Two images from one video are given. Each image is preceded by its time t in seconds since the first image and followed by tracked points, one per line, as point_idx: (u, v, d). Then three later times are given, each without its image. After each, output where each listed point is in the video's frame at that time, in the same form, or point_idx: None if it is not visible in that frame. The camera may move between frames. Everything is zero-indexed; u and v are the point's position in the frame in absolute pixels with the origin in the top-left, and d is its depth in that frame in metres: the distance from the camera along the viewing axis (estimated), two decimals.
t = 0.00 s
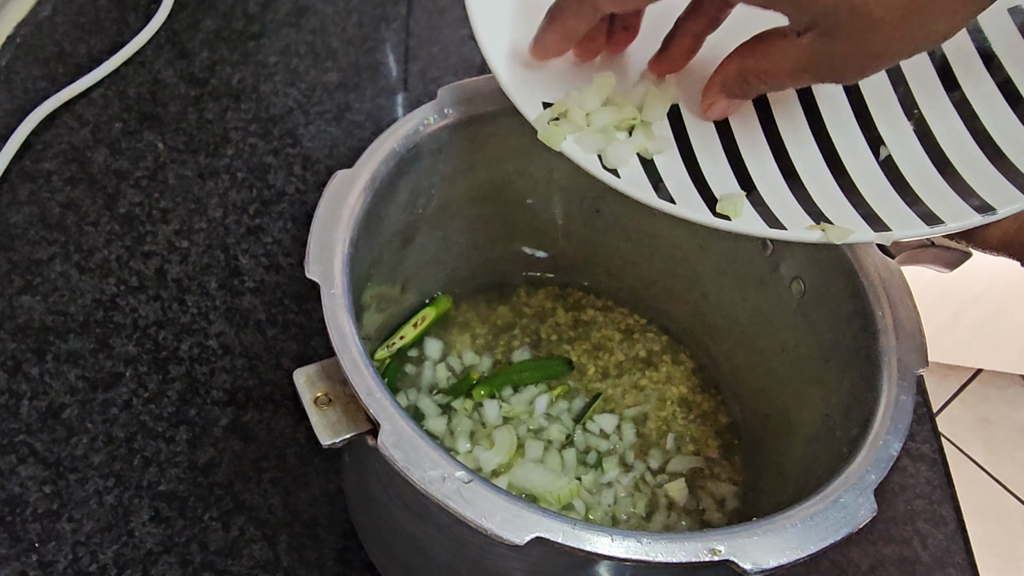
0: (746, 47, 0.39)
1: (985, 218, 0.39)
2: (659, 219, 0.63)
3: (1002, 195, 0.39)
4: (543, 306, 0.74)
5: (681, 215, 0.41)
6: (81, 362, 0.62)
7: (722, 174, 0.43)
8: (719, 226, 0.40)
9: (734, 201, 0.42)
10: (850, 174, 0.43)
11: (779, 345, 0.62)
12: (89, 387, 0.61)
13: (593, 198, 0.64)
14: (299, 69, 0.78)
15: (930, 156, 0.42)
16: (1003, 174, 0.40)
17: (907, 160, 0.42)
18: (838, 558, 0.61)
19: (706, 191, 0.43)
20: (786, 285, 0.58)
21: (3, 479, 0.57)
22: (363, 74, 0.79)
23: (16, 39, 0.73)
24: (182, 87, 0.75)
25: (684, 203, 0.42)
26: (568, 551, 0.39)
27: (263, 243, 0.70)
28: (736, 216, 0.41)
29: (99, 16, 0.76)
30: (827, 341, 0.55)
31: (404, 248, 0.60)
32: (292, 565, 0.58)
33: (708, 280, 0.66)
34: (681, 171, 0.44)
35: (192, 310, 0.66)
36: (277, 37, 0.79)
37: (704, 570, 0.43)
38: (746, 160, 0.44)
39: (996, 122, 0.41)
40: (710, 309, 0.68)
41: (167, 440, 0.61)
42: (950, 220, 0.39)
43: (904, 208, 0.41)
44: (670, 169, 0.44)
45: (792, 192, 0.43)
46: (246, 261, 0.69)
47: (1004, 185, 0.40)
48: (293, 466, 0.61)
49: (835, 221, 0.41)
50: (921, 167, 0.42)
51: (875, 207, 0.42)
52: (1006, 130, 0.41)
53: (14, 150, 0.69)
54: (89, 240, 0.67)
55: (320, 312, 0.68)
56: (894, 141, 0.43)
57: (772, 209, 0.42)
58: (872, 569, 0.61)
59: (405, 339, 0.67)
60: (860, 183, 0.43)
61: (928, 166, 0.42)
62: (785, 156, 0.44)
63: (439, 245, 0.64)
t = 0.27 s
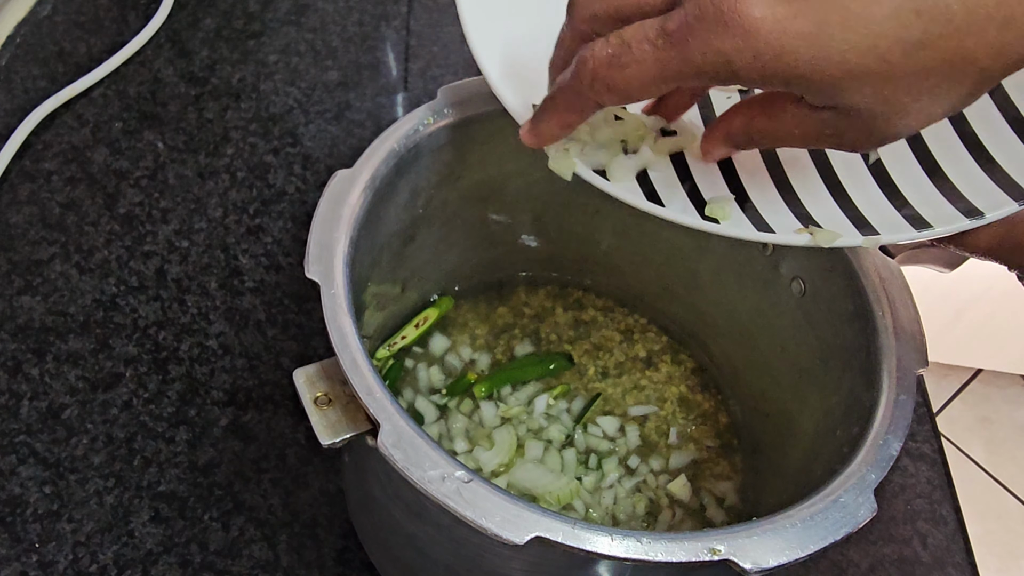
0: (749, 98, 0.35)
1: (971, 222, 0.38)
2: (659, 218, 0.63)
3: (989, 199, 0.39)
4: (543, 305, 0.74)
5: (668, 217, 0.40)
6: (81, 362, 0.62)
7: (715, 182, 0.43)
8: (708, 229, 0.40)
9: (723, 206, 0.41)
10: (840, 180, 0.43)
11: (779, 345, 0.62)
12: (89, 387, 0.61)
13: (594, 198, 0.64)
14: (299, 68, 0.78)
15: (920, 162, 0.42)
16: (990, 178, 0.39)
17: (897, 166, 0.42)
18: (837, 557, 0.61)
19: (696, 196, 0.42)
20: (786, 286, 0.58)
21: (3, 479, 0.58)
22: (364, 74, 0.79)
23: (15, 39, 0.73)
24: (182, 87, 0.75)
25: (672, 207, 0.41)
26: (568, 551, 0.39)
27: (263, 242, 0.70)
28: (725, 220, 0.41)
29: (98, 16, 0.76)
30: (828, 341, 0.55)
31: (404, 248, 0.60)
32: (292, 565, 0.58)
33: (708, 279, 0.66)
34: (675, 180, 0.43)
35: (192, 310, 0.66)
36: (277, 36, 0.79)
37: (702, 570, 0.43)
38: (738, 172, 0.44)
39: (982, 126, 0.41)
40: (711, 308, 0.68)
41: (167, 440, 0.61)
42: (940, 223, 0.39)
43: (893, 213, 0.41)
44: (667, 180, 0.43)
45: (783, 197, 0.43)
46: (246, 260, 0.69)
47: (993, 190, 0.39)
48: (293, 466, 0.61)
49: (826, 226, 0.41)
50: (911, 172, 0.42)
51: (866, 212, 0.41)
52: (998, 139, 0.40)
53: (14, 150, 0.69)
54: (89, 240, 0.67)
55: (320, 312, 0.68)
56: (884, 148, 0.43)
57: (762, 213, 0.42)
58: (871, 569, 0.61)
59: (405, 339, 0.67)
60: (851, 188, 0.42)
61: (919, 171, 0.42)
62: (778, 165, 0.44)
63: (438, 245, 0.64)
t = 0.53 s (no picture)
0: (845, 164, 0.35)
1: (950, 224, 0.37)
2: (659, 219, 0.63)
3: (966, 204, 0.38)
4: (543, 305, 0.74)
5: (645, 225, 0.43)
6: (81, 362, 0.62)
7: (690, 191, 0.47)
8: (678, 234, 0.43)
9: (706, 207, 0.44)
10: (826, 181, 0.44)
11: (779, 345, 0.62)
12: (89, 387, 0.61)
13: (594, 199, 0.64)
14: (299, 68, 0.78)
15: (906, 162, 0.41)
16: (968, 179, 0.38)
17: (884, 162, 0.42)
18: (837, 557, 0.61)
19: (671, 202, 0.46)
20: (785, 285, 0.58)
21: (3, 479, 0.58)
22: (364, 73, 0.79)
23: (15, 39, 0.73)
24: (182, 87, 0.75)
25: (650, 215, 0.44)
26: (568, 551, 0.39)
27: (263, 242, 0.70)
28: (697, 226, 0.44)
29: (98, 16, 0.76)
30: (827, 340, 0.55)
31: (404, 248, 0.60)
32: (292, 565, 0.58)
33: (708, 278, 0.66)
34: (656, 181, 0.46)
35: (192, 310, 0.66)
36: (277, 36, 0.79)
37: (703, 570, 0.43)
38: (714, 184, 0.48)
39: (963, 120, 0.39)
40: (711, 308, 0.68)
41: (167, 440, 0.61)
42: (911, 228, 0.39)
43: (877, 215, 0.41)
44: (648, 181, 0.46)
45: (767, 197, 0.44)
46: (246, 261, 0.69)
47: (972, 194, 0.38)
48: (293, 466, 0.61)
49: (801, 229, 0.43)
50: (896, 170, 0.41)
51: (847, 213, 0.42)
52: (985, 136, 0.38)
53: (14, 150, 0.69)
54: (89, 240, 0.67)
55: (319, 312, 0.68)
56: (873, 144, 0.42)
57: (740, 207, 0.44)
58: (871, 569, 0.61)
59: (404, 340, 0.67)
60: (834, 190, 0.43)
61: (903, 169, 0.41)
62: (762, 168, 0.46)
63: (438, 246, 0.64)
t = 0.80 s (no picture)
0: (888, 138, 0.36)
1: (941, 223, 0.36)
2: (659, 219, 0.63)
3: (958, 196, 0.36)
4: (543, 306, 0.74)
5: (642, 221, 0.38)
6: (81, 362, 0.62)
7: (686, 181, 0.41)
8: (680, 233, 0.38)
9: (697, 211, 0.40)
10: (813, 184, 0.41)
11: (779, 345, 0.62)
12: (89, 387, 0.61)
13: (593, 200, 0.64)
14: (299, 68, 0.78)
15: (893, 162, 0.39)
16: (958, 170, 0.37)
17: (870, 162, 0.40)
18: (837, 557, 0.61)
19: (668, 193, 0.41)
20: (786, 284, 0.58)
21: (3, 479, 0.58)
22: (364, 73, 0.79)
23: (16, 39, 0.73)
24: (182, 87, 0.75)
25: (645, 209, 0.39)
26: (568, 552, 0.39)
27: (263, 242, 0.70)
28: (693, 220, 0.39)
29: (99, 16, 0.76)
30: (827, 340, 0.55)
31: (404, 248, 0.60)
32: (292, 564, 0.58)
33: (708, 279, 0.66)
34: (641, 171, 0.42)
35: (192, 310, 0.66)
36: (277, 36, 0.79)
37: (703, 571, 0.43)
38: (711, 170, 0.42)
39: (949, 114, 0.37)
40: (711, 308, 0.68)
41: (167, 440, 0.61)
42: (904, 222, 0.37)
43: (864, 213, 0.39)
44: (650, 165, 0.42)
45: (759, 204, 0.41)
46: (246, 261, 0.69)
47: (963, 188, 0.36)
48: (293, 466, 0.61)
49: (793, 228, 0.40)
50: (883, 168, 0.39)
51: (838, 213, 0.40)
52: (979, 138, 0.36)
53: (14, 150, 0.69)
54: (89, 240, 0.67)
55: (320, 312, 0.68)
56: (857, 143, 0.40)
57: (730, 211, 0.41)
58: (871, 569, 0.61)
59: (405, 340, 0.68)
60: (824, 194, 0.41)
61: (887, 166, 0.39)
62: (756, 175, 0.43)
63: (438, 246, 0.64)
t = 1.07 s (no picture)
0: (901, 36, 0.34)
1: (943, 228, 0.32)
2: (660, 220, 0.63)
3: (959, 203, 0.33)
4: (543, 306, 0.74)
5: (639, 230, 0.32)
6: (81, 362, 0.62)
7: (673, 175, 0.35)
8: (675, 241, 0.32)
9: (687, 216, 0.34)
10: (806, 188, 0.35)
11: (779, 346, 0.62)
12: (89, 387, 0.61)
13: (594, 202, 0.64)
14: (299, 68, 0.78)
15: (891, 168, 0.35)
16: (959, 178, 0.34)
17: (864, 168, 0.35)
18: (837, 557, 0.61)
19: (657, 191, 0.34)
20: (786, 284, 0.58)
21: (3, 479, 0.58)
22: (364, 74, 0.79)
23: (15, 39, 0.73)
24: (182, 87, 0.75)
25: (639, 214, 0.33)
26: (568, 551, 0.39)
27: (263, 243, 0.69)
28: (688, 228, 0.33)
29: (99, 16, 0.76)
30: (828, 340, 0.55)
31: (403, 249, 0.60)
32: (292, 565, 0.58)
33: (708, 279, 0.66)
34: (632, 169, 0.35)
35: (192, 310, 0.66)
36: (277, 36, 0.79)
37: (703, 570, 0.43)
38: (699, 163, 0.35)
39: (947, 117, 0.34)
40: (711, 309, 0.68)
41: (167, 440, 0.61)
42: (904, 229, 0.33)
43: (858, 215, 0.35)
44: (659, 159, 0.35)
45: (749, 200, 0.35)
46: (246, 261, 0.69)
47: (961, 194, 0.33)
48: (293, 466, 0.61)
49: (790, 237, 0.34)
50: (878, 172, 0.35)
51: (835, 220, 0.35)
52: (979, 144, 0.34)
53: (14, 150, 0.69)
54: (89, 240, 0.67)
55: (320, 312, 0.68)
56: (851, 143, 0.35)
57: (723, 213, 0.35)
58: (871, 569, 0.61)
59: (405, 340, 0.67)
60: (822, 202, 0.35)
61: (882, 167, 0.35)
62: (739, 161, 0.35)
63: (438, 246, 0.64)
